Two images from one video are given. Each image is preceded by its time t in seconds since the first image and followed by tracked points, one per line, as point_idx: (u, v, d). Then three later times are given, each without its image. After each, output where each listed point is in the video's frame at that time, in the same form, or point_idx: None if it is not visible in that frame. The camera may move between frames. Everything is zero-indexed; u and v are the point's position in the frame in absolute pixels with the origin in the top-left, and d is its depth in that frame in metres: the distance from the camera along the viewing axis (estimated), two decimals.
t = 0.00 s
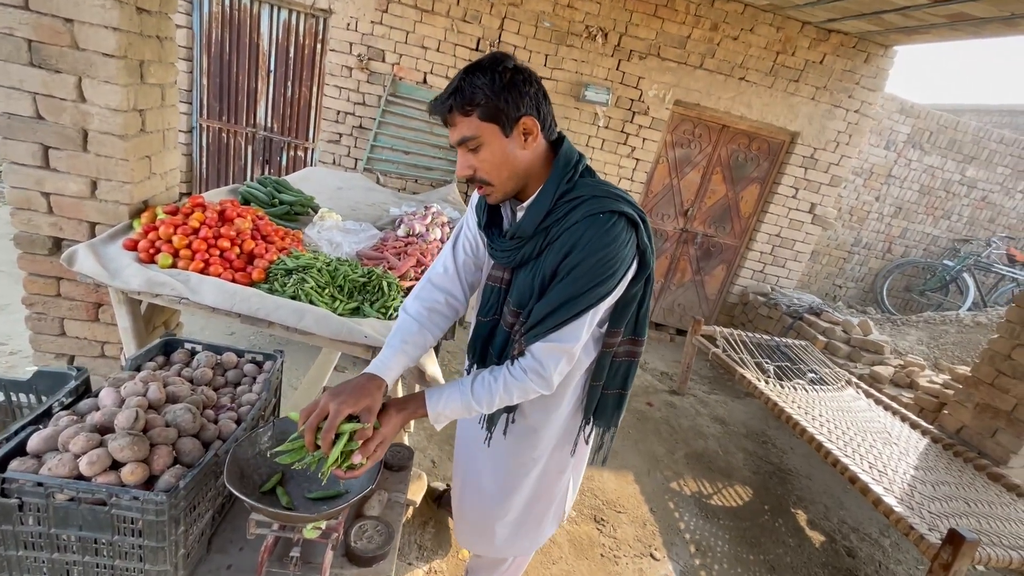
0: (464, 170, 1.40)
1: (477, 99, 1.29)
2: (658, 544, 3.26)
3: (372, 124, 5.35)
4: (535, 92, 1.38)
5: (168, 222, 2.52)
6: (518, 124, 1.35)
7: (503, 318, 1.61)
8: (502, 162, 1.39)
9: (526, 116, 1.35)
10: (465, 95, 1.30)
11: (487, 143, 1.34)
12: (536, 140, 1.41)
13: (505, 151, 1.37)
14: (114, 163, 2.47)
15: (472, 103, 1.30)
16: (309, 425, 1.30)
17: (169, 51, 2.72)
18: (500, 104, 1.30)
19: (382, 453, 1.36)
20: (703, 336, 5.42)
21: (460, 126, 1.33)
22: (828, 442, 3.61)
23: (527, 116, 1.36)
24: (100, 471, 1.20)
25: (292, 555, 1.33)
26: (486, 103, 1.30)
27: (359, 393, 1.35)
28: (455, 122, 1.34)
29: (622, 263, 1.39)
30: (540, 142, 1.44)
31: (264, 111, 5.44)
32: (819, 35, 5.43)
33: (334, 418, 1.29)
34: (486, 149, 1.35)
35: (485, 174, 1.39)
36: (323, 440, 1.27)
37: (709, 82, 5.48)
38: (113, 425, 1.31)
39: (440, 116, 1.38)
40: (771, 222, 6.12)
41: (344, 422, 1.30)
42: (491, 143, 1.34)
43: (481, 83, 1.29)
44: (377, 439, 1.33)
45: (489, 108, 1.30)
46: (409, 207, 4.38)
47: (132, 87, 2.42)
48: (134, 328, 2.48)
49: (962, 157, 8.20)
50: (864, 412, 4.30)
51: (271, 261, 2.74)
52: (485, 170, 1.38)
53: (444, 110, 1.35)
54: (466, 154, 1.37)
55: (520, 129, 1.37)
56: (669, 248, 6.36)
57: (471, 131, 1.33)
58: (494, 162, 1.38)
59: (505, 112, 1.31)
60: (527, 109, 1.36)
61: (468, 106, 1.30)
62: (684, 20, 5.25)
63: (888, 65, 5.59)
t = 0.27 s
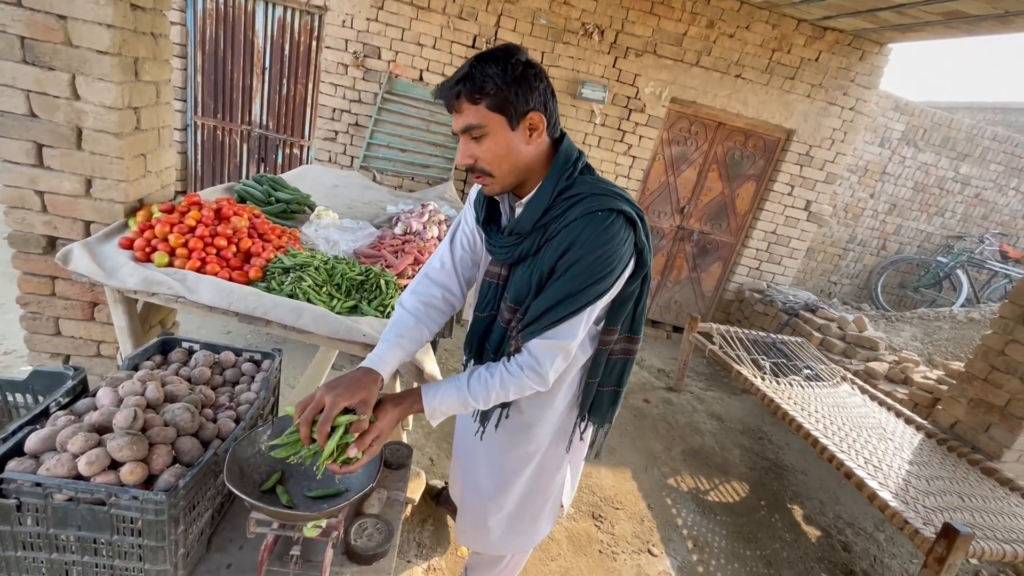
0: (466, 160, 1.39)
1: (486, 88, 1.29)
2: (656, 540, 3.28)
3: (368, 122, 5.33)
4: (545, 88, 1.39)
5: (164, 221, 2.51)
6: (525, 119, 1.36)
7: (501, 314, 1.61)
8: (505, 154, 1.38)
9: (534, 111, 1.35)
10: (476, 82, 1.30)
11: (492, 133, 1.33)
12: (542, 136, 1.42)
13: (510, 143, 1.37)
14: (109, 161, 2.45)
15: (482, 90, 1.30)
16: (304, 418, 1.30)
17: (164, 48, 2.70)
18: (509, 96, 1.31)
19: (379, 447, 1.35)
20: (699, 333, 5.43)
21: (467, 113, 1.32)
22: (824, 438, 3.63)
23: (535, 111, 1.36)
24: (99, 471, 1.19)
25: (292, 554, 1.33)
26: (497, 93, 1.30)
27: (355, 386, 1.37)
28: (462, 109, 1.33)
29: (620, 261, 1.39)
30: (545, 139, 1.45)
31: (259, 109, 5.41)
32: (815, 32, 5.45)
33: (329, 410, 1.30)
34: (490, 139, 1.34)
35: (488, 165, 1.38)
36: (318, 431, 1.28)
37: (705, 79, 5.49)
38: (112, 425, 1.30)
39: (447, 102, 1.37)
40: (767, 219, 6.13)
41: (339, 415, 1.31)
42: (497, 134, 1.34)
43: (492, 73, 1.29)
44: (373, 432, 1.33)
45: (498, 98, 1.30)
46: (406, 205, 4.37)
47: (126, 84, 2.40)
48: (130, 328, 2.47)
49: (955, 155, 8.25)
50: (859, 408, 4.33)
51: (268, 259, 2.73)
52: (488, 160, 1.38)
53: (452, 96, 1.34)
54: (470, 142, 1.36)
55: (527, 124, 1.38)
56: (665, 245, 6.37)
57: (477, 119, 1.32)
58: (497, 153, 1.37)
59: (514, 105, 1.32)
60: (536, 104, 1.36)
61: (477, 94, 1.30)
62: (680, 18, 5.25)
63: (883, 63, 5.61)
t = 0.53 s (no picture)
0: (498, 138, 1.37)
1: (529, 69, 1.34)
2: (653, 535, 3.30)
3: (362, 120, 5.32)
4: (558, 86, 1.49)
5: (159, 220, 2.49)
6: (552, 108, 1.44)
7: (499, 309, 1.61)
8: (534, 138, 1.42)
9: (558, 102, 1.44)
10: (521, 61, 1.33)
11: (528, 111, 1.36)
12: (559, 127, 1.50)
13: (539, 126, 1.41)
14: (102, 160, 2.43)
15: (527, 70, 1.34)
16: (302, 417, 1.31)
17: (156, 46, 2.68)
18: (545, 82, 1.37)
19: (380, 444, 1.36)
20: (695, 329, 5.46)
21: (506, 87, 1.33)
22: (819, 432, 3.66)
23: (557, 103, 1.45)
24: (97, 471, 1.18)
25: (293, 552, 1.32)
26: (539, 75, 1.35)
27: (353, 383, 1.37)
28: (501, 84, 1.33)
29: (618, 254, 1.39)
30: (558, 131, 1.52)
31: (253, 107, 5.38)
32: (808, 29, 5.47)
33: (327, 407, 1.30)
34: (525, 117, 1.37)
35: (518, 146, 1.39)
36: (316, 428, 1.28)
37: (699, 76, 5.50)
38: (109, 425, 1.30)
39: (480, 76, 1.35)
40: (761, 215, 6.16)
41: (337, 411, 1.31)
42: (533, 115, 1.38)
43: (533, 56, 1.34)
44: (372, 428, 1.33)
45: (537, 82, 1.35)
46: (402, 203, 4.37)
47: (119, 83, 2.38)
48: (125, 328, 2.46)
49: (947, 150, 8.30)
50: (854, 401, 4.37)
51: (264, 257, 2.71)
52: (519, 141, 1.39)
53: (489, 71, 1.33)
54: (505, 120, 1.36)
55: (550, 113, 1.45)
56: (661, 242, 6.39)
57: (515, 95, 1.34)
58: (529, 135, 1.40)
59: (548, 91, 1.39)
60: (559, 96, 1.45)
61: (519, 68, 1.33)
62: (674, 14, 5.26)
63: (876, 59, 5.64)
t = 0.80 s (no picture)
0: (524, 127, 1.37)
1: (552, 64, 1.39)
2: (651, 531, 3.31)
3: (356, 120, 5.30)
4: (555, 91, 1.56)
5: (153, 222, 2.48)
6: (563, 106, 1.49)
7: (497, 307, 1.61)
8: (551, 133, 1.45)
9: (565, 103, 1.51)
10: (545, 55, 1.37)
11: (548, 104, 1.39)
12: (562, 126, 1.55)
13: (555, 120, 1.43)
14: (94, 162, 2.42)
15: (550, 65, 1.38)
16: (297, 419, 1.32)
17: (148, 47, 2.66)
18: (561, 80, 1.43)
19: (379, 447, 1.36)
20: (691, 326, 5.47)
21: (530, 78, 1.35)
22: (815, 427, 3.68)
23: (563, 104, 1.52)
24: (92, 475, 1.18)
25: (291, 553, 1.32)
26: (558, 72, 1.41)
27: (347, 384, 1.38)
28: (529, 75, 1.35)
29: (616, 250, 1.39)
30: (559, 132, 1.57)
31: (246, 108, 5.36)
32: (800, 26, 5.49)
33: (321, 408, 1.31)
34: (546, 110, 1.39)
35: (541, 137, 1.40)
36: (310, 430, 1.29)
37: (693, 73, 5.51)
38: (104, 428, 1.29)
39: (506, 65, 1.34)
40: (756, 212, 6.18)
41: (331, 412, 1.31)
42: (553, 108, 1.41)
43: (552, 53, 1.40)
44: (366, 429, 1.33)
45: (556, 78, 1.41)
46: (397, 203, 4.36)
47: (110, 84, 2.37)
48: (119, 331, 2.45)
49: (939, 145, 8.35)
50: (849, 396, 4.39)
51: (259, 259, 2.70)
52: (541, 132, 1.40)
53: (516, 61, 1.34)
54: (530, 110, 1.37)
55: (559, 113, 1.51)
56: (656, 239, 6.41)
57: (537, 87, 1.36)
58: (549, 128, 1.42)
59: (562, 90, 1.45)
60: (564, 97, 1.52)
61: (539, 62, 1.35)
62: (667, 12, 5.26)
63: (868, 55, 5.66)
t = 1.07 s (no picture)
0: (515, 128, 1.36)
1: (544, 65, 1.39)
2: (650, 530, 3.31)
3: (351, 122, 5.30)
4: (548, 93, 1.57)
5: (145, 227, 2.47)
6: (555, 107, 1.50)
7: (491, 309, 1.61)
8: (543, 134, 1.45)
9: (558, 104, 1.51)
10: (536, 56, 1.37)
11: (540, 105, 1.39)
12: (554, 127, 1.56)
13: (546, 121, 1.44)
14: (86, 168, 2.41)
15: (542, 66, 1.38)
16: (286, 423, 1.32)
17: (139, 51, 2.66)
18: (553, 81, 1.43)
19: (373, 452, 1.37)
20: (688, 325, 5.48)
21: (522, 80, 1.35)
22: (811, 424, 3.69)
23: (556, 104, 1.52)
24: (84, 482, 1.17)
25: (286, 557, 1.32)
26: (549, 72, 1.41)
27: (337, 388, 1.38)
28: (520, 77, 1.35)
29: (608, 251, 1.39)
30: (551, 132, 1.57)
31: (240, 111, 5.34)
32: (793, 24, 5.51)
33: (309, 412, 1.31)
34: (538, 111, 1.39)
35: (532, 138, 1.40)
36: (299, 434, 1.29)
37: (687, 72, 5.52)
38: (96, 435, 1.29)
39: (497, 66, 1.34)
40: (751, 210, 6.20)
41: (320, 415, 1.32)
42: (545, 109, 1.42)
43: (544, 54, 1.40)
44: (356, 433, 1.33)
45: (548, 79, 1.41)
46: (392, 205, 4.36)
47: (101, 89, 2.36)
48: (113, 337, 2.44)
49: (933, 142, 8.39)
50: (845, 393, 4.41)
51: (253, 263, 2.70)
52: (532, 133, 1.40)
53: (507, 62, 1.33)
54: (521, 112, 1.37)
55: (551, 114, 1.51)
56: (652, 238, 6.42)
57: (529, 89, 1.36)
58: (542, 128, 1.42)
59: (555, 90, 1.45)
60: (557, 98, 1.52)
61: (532, 63, 1.35)
62: (660, 12, 5.28)
63: (860, 53, 5.69)
